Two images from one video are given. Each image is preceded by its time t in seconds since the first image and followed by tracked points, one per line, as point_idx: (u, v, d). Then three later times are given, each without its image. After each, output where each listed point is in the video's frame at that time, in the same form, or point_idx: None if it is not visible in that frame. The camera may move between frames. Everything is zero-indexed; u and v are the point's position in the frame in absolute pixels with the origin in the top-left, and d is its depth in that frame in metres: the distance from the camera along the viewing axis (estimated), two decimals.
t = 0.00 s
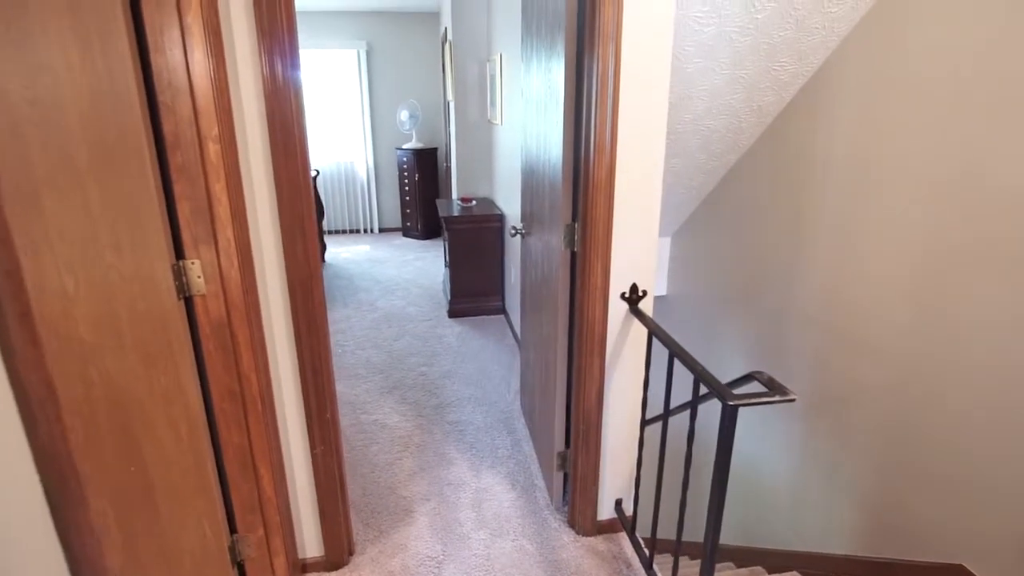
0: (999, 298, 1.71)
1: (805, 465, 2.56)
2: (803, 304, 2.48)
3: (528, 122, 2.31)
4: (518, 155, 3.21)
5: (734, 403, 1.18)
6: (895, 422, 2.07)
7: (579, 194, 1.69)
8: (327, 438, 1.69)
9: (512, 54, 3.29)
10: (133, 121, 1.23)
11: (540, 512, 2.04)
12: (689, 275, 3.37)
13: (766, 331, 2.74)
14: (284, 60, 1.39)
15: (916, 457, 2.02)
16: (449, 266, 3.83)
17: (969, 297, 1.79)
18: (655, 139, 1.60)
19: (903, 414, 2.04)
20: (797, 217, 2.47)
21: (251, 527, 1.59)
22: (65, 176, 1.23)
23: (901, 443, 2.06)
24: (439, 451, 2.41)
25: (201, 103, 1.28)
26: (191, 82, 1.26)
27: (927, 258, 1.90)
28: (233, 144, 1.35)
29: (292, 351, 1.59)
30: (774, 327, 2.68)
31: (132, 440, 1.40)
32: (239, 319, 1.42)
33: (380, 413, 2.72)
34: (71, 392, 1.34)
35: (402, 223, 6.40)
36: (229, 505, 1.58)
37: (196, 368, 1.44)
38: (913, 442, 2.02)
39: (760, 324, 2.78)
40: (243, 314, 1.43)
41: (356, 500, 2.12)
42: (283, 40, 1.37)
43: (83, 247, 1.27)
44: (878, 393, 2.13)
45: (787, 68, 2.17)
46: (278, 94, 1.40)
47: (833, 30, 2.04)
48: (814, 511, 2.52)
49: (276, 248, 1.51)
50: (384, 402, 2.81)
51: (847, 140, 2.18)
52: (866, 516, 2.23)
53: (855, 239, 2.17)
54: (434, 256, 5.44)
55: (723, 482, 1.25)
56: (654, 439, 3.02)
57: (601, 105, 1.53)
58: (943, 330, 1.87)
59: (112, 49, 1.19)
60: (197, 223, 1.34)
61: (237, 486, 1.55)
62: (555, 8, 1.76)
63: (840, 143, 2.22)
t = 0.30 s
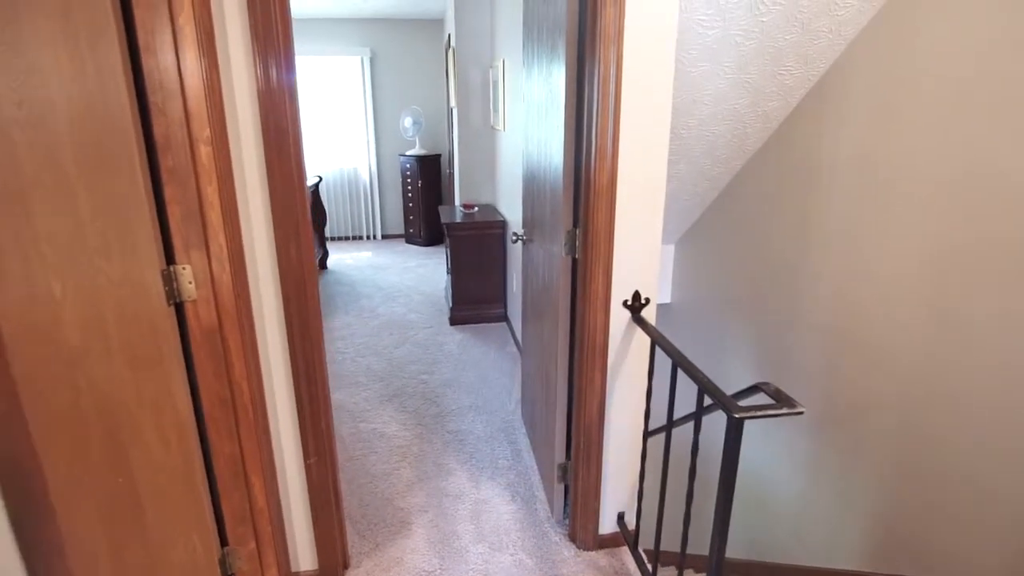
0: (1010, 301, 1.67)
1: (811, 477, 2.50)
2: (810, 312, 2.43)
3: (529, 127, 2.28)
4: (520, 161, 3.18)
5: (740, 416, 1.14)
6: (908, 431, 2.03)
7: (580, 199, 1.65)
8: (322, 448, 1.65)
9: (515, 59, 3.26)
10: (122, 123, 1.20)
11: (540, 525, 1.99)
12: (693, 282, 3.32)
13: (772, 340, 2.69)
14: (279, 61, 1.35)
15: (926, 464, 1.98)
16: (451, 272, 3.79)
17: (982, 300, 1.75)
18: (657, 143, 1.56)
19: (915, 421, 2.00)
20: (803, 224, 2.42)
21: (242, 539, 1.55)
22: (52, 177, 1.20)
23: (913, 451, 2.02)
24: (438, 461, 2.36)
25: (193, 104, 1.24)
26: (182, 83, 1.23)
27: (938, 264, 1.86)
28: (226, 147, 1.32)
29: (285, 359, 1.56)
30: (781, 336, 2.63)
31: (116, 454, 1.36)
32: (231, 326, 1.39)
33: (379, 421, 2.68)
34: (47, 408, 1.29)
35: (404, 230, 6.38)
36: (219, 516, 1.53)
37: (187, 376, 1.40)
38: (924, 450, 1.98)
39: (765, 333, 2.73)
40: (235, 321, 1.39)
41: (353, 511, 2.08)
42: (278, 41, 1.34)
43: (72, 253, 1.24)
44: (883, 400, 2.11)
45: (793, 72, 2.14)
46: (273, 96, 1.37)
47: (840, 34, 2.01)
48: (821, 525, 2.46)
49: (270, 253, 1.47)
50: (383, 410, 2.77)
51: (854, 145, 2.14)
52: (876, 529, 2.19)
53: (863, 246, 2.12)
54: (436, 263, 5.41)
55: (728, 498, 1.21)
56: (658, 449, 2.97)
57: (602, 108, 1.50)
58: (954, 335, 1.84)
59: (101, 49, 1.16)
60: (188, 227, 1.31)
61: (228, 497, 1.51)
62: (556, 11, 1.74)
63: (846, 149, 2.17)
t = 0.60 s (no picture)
0: None
1: (826, 496, 2.39)
2: (823, 324, 2.34)
3: (532, 133, 2.20)
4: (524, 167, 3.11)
5: (760, 443, 1.04)
6: (923, 450, 1.92)
7: (585, 206, 1.58)
8: (313, 470, 1.56)
9: (519, 64, 3.20)
10: (100, 127, 1.14)
11: (542, 548, 1.90)
12: (701, 292, 3.23)
13: (784, 352, 2.59)
14: (267, 63, 1.26)
15: (941, 486, 1.86)
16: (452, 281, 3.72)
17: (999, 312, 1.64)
18: (667, 148, 1.48)
19: (932, 441, 1.88)
20: (816, 233, 2.34)
21: (228, 562, 1.48)
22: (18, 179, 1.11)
23: (927, 472, 1.91)
24: (436, 478, 2.27)
25: (174, 105, 1.17)
26: (162, 83, 1.16)
27: (958, 274, 1.75)
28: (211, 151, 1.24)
29: (274, 375, 1.47)
30: (793, 347, 2.53)
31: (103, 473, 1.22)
32: (215, 339, 1.32)
33: (377, 435, 2.59)
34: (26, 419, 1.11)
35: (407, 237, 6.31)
36: (203, 537, 1.46)
37: (168, 391, 1.34)
38: (938, 469, 1.87)
39: (777, 345, 2.64)
40: (220, 334, 1.32)
41: (347, 531, 1.99)
42: (266, 41, 1.25)
43: (43, 259, 1.11)
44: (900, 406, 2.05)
45: (806, 75, 2.06)
46: (260, 100, 1.28)
47: (857, 35, 1.92)
48: (836, 546, 2.35)
49: (257, 261, 1.38)
50: (381, 423, 2.69)
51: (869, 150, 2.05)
52: (889, 553, 2.08)
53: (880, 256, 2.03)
54: (439, 270, 5.33)
55: (746, 528, 1.12)
56: (670, 467, 2.87)
57: (608, 110, 1.42)
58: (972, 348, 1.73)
59: (79, 50, 1.09)
60: (169, 235, 1.24)
61: (212, 518, 1.44)
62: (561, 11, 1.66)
63: (862, 154, 2.09)
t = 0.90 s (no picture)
0: None
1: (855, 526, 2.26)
2: (847, 344, 2.22)
3: (539, 143, 2.10)
4: (531, 178, 3.01)
5: (798, 491, 0.93)
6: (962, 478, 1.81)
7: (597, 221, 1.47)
8: (302, 505, 1.45)
9: (524, 72, 3.11)
10: (69, 136, 1.04)
11: None
12: (713, 308, 3.12)
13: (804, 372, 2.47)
14: (255, 70, 1.17)
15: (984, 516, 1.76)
16: (455, 294, 3.61)
17: None
18: (685, 161, 1.38)
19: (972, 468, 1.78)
20: (838, 248, 2.23)
21: None
22: None
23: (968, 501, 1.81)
24: (437, 505, 2.16)
25: (152, 112, 1.07)
26: (138, 88, 1.06)
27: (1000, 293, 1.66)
28: (193, 162, 1.14)
29: (261, 402, 1.37)
30: (813, 368, 2.42)
31: (67, 530, 1.18)
32: (196, 366, 1.20)
33: (376, 457, 2.48)
34: None
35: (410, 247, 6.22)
36: None
37: (145, 422, 1.22)
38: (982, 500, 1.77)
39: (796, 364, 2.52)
40: (202, 361, 1.20)
41: (341, 563, 1.88)
42: (254, 46, 1.16)
43: (8, 293, 1.05)
44: (924, 431, 1.92)
45: (829, 82, 1.94)
46: (246, 109, 1.18)
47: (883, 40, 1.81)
48: None
49: (244, 281, 1.29)
50: (380, 444, 2.57)
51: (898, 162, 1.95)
52: None
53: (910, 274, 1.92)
54: (442, 282, 5.23)
55: None
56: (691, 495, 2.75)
57: (624, 119, 1.31)
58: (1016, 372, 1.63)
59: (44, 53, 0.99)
60: (146, 254, 1.13)
61: (192, 561, 1.32)
62: (571, 15, 1.56)
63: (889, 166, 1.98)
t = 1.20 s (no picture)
0: None
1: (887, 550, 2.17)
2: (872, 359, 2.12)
3: (545, 151, 2.01)
4: (536, 185, 2.92)
5: (840, 539, 0.83)
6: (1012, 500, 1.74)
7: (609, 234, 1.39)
8: (293, 536, 1.36)
9: (529, 76, 3.03)
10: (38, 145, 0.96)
11: None
12: (724, 319, 3.01)
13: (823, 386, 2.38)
14: (242, 75, 1.09)
15: None
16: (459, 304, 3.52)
17: None
18: (703, 170, 1.29)
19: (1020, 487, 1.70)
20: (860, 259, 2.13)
21: None
22: None
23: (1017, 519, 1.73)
24: (439, 528, 2.06)
25: (128, 120, 0.99)
26: (114, 94, 0.98)
27: None
28: (173, 173, 1.06)
29: (250, 427, 1.28)
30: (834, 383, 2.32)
31: None
32: (177, 392, 1.12)
33: (376, 476, 2.38)
34: None
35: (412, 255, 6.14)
36: None
37: (123, 451, 1.14)
38: None
39: (815, 379, 2.42)
40: (184, 385, 1.12)
41: None
42: (240, 49, 1.08)
43: None
44: (972, 455, 1.87)
45: (850, 86, 1.84)
46: (231, 117, 1.10)
47: (907, 42, 1.72)
48: None
49: (230, 299, 1.21)
50: (380, 462, 2.48)
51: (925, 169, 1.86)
52: None
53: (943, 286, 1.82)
54: (445, 290, 5.14)
55: None
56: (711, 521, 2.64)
57: (639, 126, 1.22)
58: None
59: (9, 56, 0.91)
60: (123, 272, 1.05)
61: None
62: (581, 16, 1.48)
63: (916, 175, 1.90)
